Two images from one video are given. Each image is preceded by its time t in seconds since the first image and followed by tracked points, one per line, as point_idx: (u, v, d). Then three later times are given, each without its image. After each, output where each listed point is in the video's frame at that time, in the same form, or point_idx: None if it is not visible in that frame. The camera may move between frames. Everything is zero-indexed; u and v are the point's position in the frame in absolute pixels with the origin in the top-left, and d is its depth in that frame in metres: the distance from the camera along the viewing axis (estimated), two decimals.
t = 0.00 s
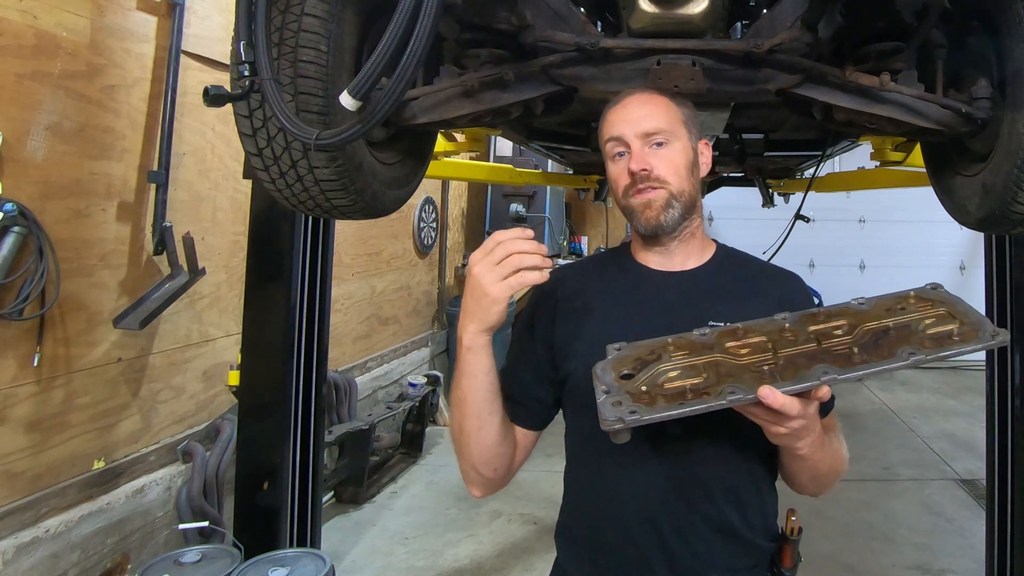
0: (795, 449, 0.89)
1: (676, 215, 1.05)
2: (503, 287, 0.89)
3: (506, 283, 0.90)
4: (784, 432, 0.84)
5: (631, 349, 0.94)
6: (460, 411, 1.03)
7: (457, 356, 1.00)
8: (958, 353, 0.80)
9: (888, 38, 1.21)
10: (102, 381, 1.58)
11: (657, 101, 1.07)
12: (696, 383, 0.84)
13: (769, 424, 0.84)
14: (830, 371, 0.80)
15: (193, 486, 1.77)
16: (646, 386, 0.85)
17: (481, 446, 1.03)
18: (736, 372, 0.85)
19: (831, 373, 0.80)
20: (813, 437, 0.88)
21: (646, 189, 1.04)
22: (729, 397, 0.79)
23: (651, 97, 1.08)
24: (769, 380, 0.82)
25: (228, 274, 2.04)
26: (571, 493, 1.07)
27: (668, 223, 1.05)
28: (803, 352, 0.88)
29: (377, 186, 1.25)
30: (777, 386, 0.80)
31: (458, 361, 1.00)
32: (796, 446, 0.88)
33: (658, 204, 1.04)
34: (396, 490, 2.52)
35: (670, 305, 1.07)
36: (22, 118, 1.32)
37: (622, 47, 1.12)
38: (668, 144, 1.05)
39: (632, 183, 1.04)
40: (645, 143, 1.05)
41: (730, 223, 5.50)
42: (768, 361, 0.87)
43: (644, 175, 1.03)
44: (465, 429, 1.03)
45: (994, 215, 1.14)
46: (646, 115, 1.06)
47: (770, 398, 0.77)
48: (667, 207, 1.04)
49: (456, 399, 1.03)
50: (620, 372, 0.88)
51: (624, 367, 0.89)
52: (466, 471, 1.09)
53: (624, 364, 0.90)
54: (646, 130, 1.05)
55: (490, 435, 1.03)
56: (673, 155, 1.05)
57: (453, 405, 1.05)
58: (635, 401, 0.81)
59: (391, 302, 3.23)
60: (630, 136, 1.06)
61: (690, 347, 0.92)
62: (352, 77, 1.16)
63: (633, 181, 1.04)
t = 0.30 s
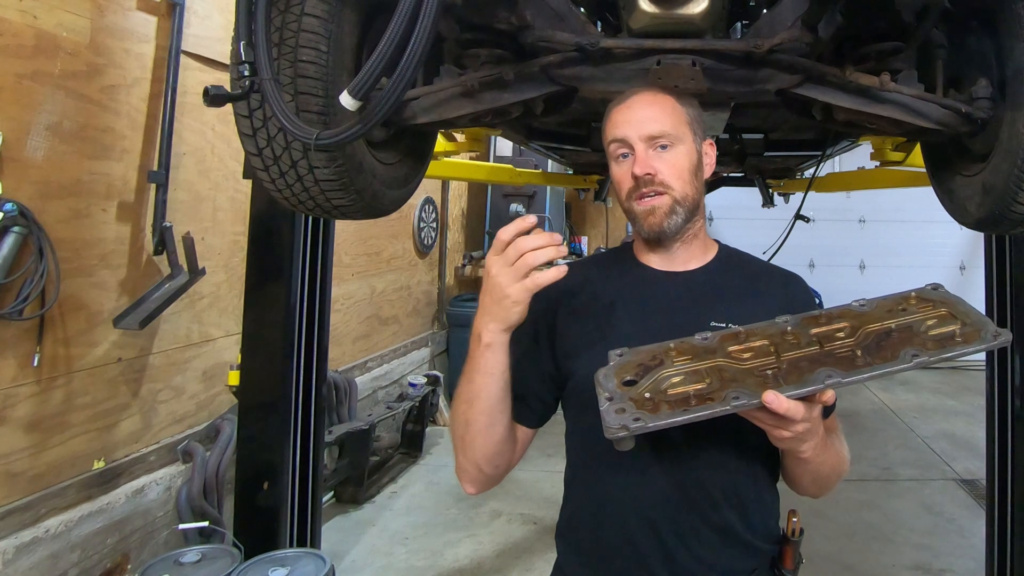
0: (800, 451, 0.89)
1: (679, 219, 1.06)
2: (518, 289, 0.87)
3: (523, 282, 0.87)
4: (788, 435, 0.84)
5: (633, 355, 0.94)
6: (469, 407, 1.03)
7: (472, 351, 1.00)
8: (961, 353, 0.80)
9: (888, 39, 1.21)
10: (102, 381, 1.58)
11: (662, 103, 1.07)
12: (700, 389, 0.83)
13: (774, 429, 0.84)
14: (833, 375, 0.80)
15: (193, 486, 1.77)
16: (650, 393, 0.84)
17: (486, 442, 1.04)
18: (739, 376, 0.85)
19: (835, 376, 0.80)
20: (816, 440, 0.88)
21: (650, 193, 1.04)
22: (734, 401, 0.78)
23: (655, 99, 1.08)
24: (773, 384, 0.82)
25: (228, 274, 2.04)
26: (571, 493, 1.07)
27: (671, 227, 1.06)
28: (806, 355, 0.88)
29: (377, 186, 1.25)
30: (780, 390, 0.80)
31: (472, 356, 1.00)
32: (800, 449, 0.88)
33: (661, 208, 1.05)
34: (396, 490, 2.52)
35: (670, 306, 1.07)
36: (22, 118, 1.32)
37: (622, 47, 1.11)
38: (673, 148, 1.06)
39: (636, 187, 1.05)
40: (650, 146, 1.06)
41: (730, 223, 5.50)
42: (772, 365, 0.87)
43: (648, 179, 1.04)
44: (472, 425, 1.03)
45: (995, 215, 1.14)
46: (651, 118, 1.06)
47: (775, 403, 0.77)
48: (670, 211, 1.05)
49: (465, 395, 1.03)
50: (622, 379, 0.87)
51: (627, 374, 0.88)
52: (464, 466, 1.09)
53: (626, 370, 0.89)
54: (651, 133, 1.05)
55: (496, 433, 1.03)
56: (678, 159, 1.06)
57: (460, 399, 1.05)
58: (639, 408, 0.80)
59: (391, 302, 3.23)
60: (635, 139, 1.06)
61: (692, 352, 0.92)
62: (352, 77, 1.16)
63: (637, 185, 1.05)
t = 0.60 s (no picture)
0: (801, 458, 0.89)
1: (687, 227, 1.06)
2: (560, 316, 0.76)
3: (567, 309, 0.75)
4: (790, 443, 0.84)
5: (633, 365, 0.93)
6: (487, 421, 1.00)
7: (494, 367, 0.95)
8: (961, 358, 0.80)
9: (888, 39, 1.21)
10: (102, 381, 1.58)
11: (675, 110, 1.07)
12: (702, 398, 0.83)
13: (776, 437, 0.84)
14: (835, 382, 0.80)
15: (193, 487, 1.77)
16: (651, 403, 0.83)
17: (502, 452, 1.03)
18: (740, 386, 0.85)
19: (837, 383, 0.80)
20: (817, 447, 0.88)
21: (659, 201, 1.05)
22: (736, 411, 0.78)
23: (667, 106, 1.08)
24: (775, 393, 0.82)
25: (228, 274, 2.05)
26: (571, 492, 1.07)
27: (679, 234, 1.06)
28: (807, 362, 0.88)
29: (377, 186, 1.25)
30: (782, 399, 0.80)
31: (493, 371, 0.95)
32: (801, 456, 0.88)
33: (670, 216, 1.05)
34: (396, 490, 2.52)
35: (670, 304, 1.08)
36: (22, 118, 1.32)
37: (622, 47, 1.11)
38: (682, 155, 1.06)
39: (645, 194, 1.05)
40: (659, 153, 1.06)
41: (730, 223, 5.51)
42: (773, 373, 0.87)
43: (658, 188, 1.04)
44: (490, 438, 1.01)
45: (994, 215, 1.14)
46: (661, 125, 1.06)
47: (778, 412, 0.77)
48: (679, 219, 1.05)
49: (484, 408, 1.00)
50: (623, 391, 0.87)
51: (627, 385, 0.88)
52: (473, 472, 1.08)
53: (626, 381, 0.89)
54: (661, 140, 1.05)
55: (514, 443, 1.02)
56: (687, 167, 1.06)
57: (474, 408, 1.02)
58: (641, 419, 0.79)
59: (391, 302, 3.23)
60: (646, 146, 1.06)
61: (692, 361, 0.92)
62: (352, 77, 1.16)
63: (646, 192, 1.05)
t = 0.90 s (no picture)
0: (804, 461, 0.89)
1: (700, 228, 1.05)
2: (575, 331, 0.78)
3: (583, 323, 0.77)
4: (799, 447, 0.83)
5: (641, 369, 0.93)
6: (512, 438, 1.01)
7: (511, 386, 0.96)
8: (966, 363, 0.80)
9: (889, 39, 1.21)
10: (102, 381, 1.58)
11: (702, 108, 1.05)
12: (714, 404, 0.83)
13: (783, 440, 0.84)
14: (845, 388, 0.80)
15: (193, 487, 1.77)
16: (663, 410, 0.83)
17: (530, 462, 1.05)
18: (752, 392, 0.85)
19: (848, 389, 0.80)
20: (822, 450, 0.88)
21: (678, 198, 1.03)
22: (750, 417, 0.78)
23: (695, 102, 1.05)
24: (785, 400, 0.82)
25: (228, 274, 2.05)
26: (572, 492, 1.07)
27: (691, 234, 1.06)
28: (815, 367, 0.88)
29: (378, 186, 1.25)
30: (794, 405, 0.79)
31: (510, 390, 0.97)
32: (806, 459, 0.88)
33: (685, 216, 1.04)
34: (396, 490, 2.52)
35: (670, 304, 1.08)
36: (22, 118, 1.32)
37: (622, 47, 1.12)
38: (705, 155, 1.04)
39: (665, 189, 1.03)
40: (683, 150, 1.03)
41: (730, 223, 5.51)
42: (783, 378, 0.87)
43: (679, 185, 1.02)
44: (518, 451, 1.03)
45: (995, 216, 1.14)
46: (689, 121, 1.03)
47: (792, 418, 0.77)
48: (694, 220, 1.04)
49: (507, 426, 1.01)
50: (633, 396, 0.86)
51: (637, 390, 0.87)
52: (496, 485, 1.10)
53: (636, 386, 0.88)
54: (688, 138, 1.03)
55: (540, 451, 1.05)
56: (707, 168, 1.05)
57: (495, 427, 1.03)
58: (654, 426, 0.79)
59: (391, 303, 3.23)
60: (671, 140, 1.03)
61: (700, 366, 0.91)
62: (352, 77, 1.16)
63: (666, 187, 1.03)
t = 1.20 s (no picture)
0: (800, 457, 0.89)
1: (716, 236, 1.07)
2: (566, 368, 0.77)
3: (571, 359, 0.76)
4: (796, 443, 0.84)
5: (638, 365, 0.92)
6: (513, 459, 1.02)
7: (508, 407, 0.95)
8: (962, 360, 0.80)
9: (888, 39, 1.21)
10: (102, 381, 1.58)
11: (743, 119, 1.07)
12: (711, 400, 0.83)
13: (780, 436, 0.84)
14: (842, 384, 0.80)
15: (193, 487, 1.77)
16: (660, 406, 0.83)
17: (532, 479, 1.06)
18: (749, 388, 0.85)
19: (845, 385, 0.80)
20: (818, 446, 0.89)
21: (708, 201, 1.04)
22: (747, 412, 0.78)
23: (736, 112, 1.07)
24: (782, 396, 0.82)
25: (228, 274, 2.05)
26: (572, 492, 1.07)
27: (707, 240, 1.06)
28: (812, 363, 0.88)
29: (377, 186, 1.25)
30: (791, 401, 0.80)
31: (508, 415, 0.96)
32: (802, 455, 0.88)
33: (709, 220, 1.05)
34: (396, 490, 2.52)
35: (669, 304, 1.08)
36: (22, 118, 1.32)
37: (622, 47, 1.12)
38: (735, 166, 1.06)
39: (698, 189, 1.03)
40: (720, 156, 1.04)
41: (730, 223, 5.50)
42: (780, 374, 0.87)
43: (712, 188, 1.03)
44: (519, 471, 1.04)
45: (994, 215, 1.14)
46: (731, 128, 1.04)
47: (789, 414, 0.77)
48: (714, 227, 1.06)
49: (507, 448, 1.01)
50: (630, 392, 0.86)
51: (634, 386, 0.87)
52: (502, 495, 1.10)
53: (633, 382, 0.88)
54: (728, 146, 1.04)
55: (542, 468, 1.05)
56: (736, 178, 1.06)
57: (495, 446, 1.03)
58: (651, 422, 0.79)
59: (391, 302, 3.23)
60: (712, 143, 1.04)
61: (697, 362, 0.91)
62: (352, 77, 1.16)
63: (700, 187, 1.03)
